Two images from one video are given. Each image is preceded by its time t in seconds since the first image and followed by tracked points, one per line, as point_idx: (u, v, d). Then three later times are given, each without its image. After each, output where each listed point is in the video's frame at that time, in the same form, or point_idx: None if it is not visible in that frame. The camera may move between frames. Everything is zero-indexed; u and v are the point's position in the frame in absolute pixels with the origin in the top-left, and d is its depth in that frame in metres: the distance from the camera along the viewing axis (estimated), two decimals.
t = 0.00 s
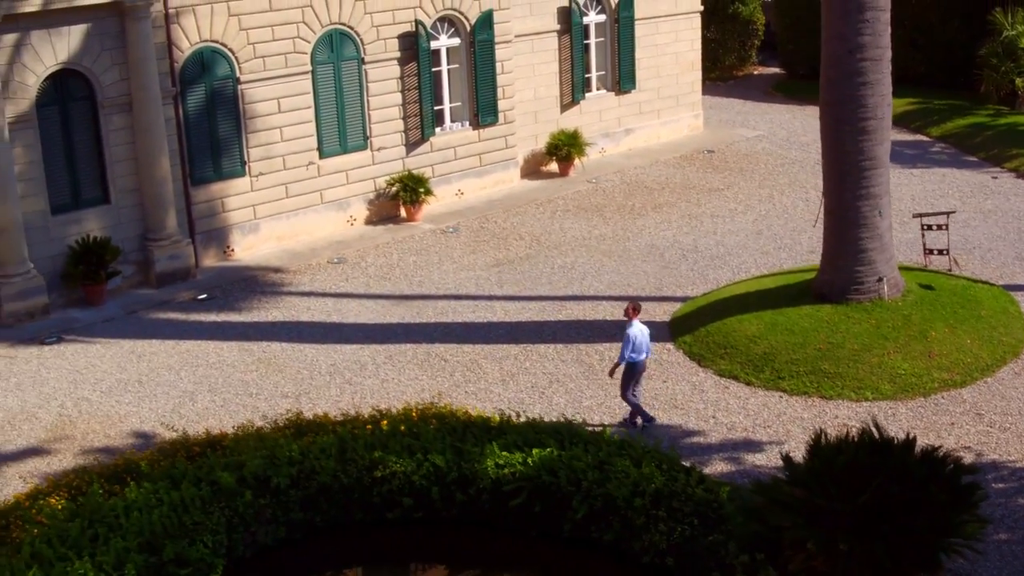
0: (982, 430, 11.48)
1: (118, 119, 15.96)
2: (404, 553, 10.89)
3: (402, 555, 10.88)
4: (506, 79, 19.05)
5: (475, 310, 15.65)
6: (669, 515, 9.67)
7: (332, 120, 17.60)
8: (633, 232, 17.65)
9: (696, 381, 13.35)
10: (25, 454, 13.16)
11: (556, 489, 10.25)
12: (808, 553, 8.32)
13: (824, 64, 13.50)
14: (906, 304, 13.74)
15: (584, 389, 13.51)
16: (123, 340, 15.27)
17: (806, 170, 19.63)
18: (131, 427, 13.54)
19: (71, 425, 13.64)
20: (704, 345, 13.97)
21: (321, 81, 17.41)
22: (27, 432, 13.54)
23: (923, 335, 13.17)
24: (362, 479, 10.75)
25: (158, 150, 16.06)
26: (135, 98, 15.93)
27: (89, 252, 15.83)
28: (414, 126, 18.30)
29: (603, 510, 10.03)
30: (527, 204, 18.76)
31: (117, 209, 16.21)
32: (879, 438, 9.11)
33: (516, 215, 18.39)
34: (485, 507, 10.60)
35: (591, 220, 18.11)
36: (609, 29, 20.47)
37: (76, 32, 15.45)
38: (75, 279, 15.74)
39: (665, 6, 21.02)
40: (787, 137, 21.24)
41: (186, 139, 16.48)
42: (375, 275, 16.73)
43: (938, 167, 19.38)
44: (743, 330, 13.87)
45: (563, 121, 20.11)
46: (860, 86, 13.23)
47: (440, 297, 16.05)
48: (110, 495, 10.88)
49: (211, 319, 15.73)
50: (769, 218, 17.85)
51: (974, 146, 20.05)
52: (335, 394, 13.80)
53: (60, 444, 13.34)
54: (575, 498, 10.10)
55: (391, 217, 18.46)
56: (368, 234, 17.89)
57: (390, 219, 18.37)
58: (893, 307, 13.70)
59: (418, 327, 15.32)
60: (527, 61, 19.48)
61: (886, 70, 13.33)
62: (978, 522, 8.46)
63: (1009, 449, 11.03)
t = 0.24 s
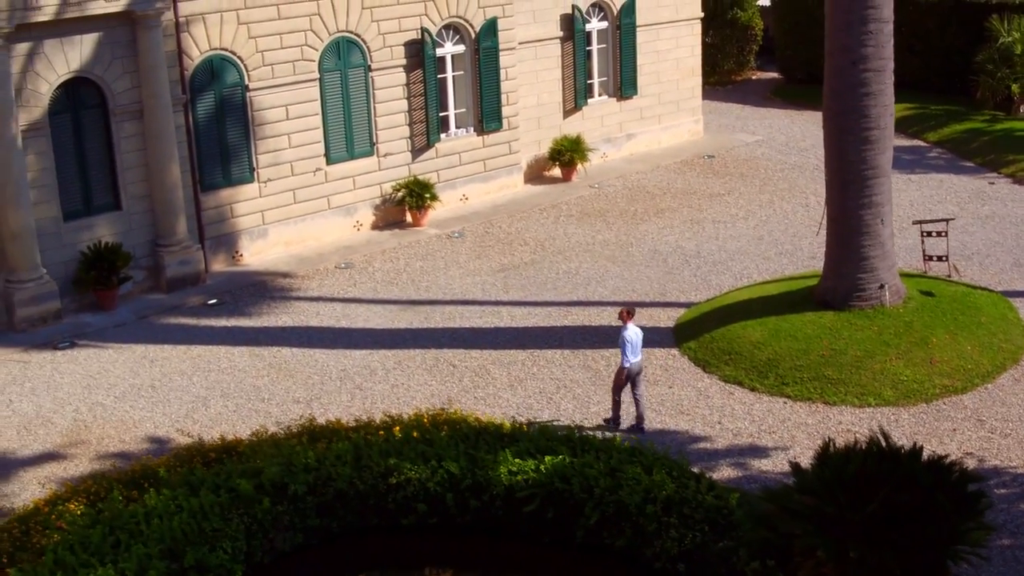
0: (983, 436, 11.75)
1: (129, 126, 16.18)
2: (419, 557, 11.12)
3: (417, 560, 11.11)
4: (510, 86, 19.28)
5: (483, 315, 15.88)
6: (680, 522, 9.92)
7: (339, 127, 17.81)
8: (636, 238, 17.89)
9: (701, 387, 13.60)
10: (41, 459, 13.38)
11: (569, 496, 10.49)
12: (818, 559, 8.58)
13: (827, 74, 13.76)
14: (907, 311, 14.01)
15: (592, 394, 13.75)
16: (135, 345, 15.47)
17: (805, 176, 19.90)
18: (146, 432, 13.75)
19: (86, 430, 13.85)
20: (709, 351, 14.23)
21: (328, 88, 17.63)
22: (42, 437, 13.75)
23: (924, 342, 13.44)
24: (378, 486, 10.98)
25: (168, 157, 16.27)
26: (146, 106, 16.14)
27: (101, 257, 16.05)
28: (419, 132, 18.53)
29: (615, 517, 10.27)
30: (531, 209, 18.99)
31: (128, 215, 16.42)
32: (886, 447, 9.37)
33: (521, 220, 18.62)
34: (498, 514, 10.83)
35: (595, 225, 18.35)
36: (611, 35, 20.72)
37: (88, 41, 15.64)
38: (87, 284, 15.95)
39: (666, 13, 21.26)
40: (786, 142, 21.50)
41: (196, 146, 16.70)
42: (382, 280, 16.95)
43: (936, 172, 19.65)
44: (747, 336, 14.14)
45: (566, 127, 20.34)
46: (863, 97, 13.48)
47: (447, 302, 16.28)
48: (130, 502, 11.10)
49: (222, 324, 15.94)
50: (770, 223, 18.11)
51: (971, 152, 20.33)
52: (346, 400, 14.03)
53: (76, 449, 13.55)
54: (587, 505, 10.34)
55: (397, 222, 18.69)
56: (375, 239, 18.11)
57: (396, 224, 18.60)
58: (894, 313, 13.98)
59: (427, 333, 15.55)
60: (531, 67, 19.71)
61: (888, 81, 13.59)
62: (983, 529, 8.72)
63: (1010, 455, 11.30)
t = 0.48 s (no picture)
0: (985, 441, 12.04)
1: (139, 132, 16.37)
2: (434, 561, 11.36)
3: (432, 563, 11.35)
4: (514, 91, 19.50)
5: (490, 320, 16.12)
6: (692, 528, 10.17)
7: (346, 132, 18.01)
8: (639, 242, 18.14)
9: (707, 392, 13.86)
10: (58, 463, 13.60)
11: (581, 501, 10.72)
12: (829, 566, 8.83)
13: (831, 83, 14.01)
14: (909, 316, 14.29)
15: (599, 399, 14.01)
16: (147, 349, 15.68)
17: (805, 180, 20.16)
18: (160, 436, 13.97)
19: (101, 434, 14.07)
20: (713, 356, 14.50)
21: (335, 94, 17.82)
22: (58, 441, 13.97)
23: (926, 347, 13.71)
24: (393, 491, 11.20)
25: (178, 163, 16.48)
26: (156, 113, 16.33)
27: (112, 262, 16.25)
28: (425, 138, 18.74)
29: (627, 522, 10.51)
30: (535, 213, 19.22)
31: (139, 220, 16.63)
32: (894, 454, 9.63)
33: (525, 224, 18.86)
34: (513, 520, 11.08)
35: (598, 230, 18.59)
36: (612, 41, 20.95)
37: (99, 49, 15.84)
38: (98, 289, 16.16)
39: (666, 19, 21.49)
40: (785, 146, 21.76)
41: (205, 152, 16.90)
42: (389, 284, 17.17)
43: (933, 177, 19.94)
44: (752, 341, 14.41)
45: (568, 131, 20.57)
46: (867, 106, 13.74)
47: (455, 306, 16.51)
48: (151, 507, 11.33)
49: (232, 328, 16.15)
50: (771, 228, 18.37)
51: (968, 157, 20.61)
52: (357, 404, 14.26)
53: (91, 453, 13.77)
54: (600, 511, 10.59)
55: (403, 226, 18.91)
56: (381, 243, 18.33)
57: (402, 228, 18.82)
58: (897, 319, 14.25)
59: (435, 337, 15.78)
60: (534, 73, 19.92)
61: (891, 90, 13.83)
62: (989, 535, 8.99)
63: (1012, 460, 11.59)
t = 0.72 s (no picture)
0: (988, 446, 12.32)
1: (150, 139, 16.56)
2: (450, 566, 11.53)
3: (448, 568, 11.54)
4: (518, 97, 19.72)
5: (497, 324, 16.34)
6: (705, 534, 10.41)
7: (353, 138, 18.22)
8: (643, 247, 18.38)
9: (714, 397, 14.12)
10: (74, 468, 13.80)
11: (595, 508, 10.92)
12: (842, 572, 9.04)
13: (835, 92, 14.27)
14: (910, 322, 14.57)
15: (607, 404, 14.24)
16: (158, 353, 15.88)
17: (804, 185, 20.42)
18: (175, 441, 14.17)
19: (116, 439, 14.27)
20: (719, 361, 14.76)
21: (342, 101, 18.02)
22: (74, 446, 14.17)
23: (928, 352, 13.99)
24: (409, 497, 11.32)
25: (189, 169, 16.68)
26: (166, 119, 16.53)
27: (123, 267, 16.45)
28: (430, 143, 18.95)
29: (641, 528, 10.69)
30: (539, 217, 19.45)
31: (150, 225, 16.82)
32: (902, 463, 9.88)
33: (529, 229, 19.08)
34: (528, 526, 11.17)
35: (601, 234, 18.83)
36: (614, 47, 21.17)
37: (111, 57, 16.03)
38: (110, 294, 16.36)
39: (667, 24, 21.73)
40: (785, 150, 22.01)
41: (215, 158, 17.10)
42: (397, 288, 17.39)
43: (931, 181, 20.21)
44: (757, 346, 14.67)
45: (570, 136, 20.80)
46: (870, 116, 14.00)
47: (462, 311, 16.73)
48: (171, 513, 11.55)
49: (242, 332, 16.36)
50: (772, 233, 18.62)
51: (964, 161, 20.90)
52: (369, 409, 14.47)
53: (107, 457, 13.97)
54: (613, 516, 10.78)
55: (409, 230, 19.14)
56: (388, 247, 18.55)
57: (407, 232, 19.04)
58: (899, 325, 14.53)
59: (444, 341, 15.99)
60: (537, 79, 20.14)
61: (894, 100, 14.10)
62: (996, 542, 9.25)
63: (1015, 465, 11.87)
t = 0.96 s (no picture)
0: (992, 452, 12.59)
1: (162, 146, 16.77)
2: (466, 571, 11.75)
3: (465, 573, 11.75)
4: (523, 103, 19.94)
5: (506, 330, 16.57)
6: (718, 541, 10.64)
7: (361, 144, 18.43)
8: (647, 251, 18.61)
9: (721, 403, 14.36)
10: (92, 473, 14.00)
11: (609, 515, 11.14)
12: None
13: (840, 102, 14.52)
14: (914, 328, 14.84)
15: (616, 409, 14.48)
16: (171, 358, 16.10)
17: (805, 189, 20.67)
18: (190, 446, 14.37)
19: (133, 444, 14.47)
20: (726, 367, 15.01)
21: (351, 107, 18.23)
22: (90, 451, 14.38)
23: (932, 359, 14.26)
24: (426, 503, 11.53)
25: (200, 176, 16.89)
26: (178, 127, 16.73)
27: (136, 273, 16.68)
28: (437, 149, 19.17)
29: (655, 535, 10.91)
30: (544, 222, 19.67)
31: (161, 231, 17.04)
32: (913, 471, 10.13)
33: (535, 233, 19.30)
34: (545, 532, 11.46)
35: (606, 239, 19.06)
36: (617, 53, 21.40)
37: (123, 65, 16.23)
38: (123, 299, 16.60)
39: (670, 30, 21.96)
40: (785, 155, 22.25)
41: (226, 164, 17.31)
42: (406, 293, 17.61)
43: (930, 186, 20.48)
44: (763, 353, 14.93)
45: (574, 141, 21.01)
46: (875, 126, 14.25)
47: (471, 316, 16.95)
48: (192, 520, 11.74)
49: (254, 337, 16.57)
50: (775, 238, 18.86)
51: (963, 166, 21.17)
52: (381, 415, 14.69)
53: (124, 463, 14.17)
54: (628, 523, 10.98)
55: (416, 235, 19.35)
56: (395, 252, 18.77)
57: (415, 237, 19.26)
58: (903, 331, 14.81)
59: (454, 347, 16.21)
60: (542, 85, 20.35)
61: (899, 110, 14.34)
62: (1004, 549, 9.45)
63: (1019, 471, 12.14)
